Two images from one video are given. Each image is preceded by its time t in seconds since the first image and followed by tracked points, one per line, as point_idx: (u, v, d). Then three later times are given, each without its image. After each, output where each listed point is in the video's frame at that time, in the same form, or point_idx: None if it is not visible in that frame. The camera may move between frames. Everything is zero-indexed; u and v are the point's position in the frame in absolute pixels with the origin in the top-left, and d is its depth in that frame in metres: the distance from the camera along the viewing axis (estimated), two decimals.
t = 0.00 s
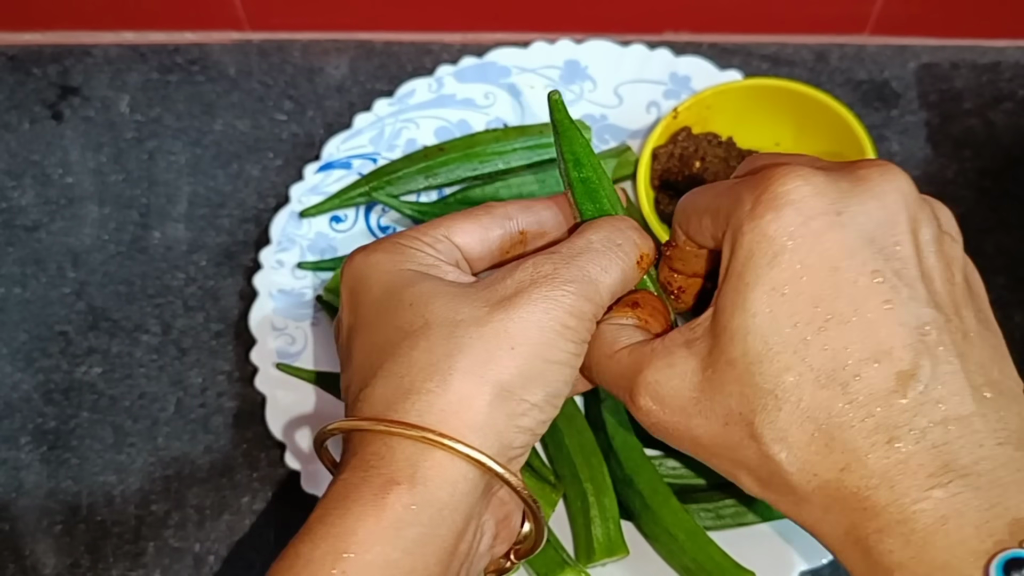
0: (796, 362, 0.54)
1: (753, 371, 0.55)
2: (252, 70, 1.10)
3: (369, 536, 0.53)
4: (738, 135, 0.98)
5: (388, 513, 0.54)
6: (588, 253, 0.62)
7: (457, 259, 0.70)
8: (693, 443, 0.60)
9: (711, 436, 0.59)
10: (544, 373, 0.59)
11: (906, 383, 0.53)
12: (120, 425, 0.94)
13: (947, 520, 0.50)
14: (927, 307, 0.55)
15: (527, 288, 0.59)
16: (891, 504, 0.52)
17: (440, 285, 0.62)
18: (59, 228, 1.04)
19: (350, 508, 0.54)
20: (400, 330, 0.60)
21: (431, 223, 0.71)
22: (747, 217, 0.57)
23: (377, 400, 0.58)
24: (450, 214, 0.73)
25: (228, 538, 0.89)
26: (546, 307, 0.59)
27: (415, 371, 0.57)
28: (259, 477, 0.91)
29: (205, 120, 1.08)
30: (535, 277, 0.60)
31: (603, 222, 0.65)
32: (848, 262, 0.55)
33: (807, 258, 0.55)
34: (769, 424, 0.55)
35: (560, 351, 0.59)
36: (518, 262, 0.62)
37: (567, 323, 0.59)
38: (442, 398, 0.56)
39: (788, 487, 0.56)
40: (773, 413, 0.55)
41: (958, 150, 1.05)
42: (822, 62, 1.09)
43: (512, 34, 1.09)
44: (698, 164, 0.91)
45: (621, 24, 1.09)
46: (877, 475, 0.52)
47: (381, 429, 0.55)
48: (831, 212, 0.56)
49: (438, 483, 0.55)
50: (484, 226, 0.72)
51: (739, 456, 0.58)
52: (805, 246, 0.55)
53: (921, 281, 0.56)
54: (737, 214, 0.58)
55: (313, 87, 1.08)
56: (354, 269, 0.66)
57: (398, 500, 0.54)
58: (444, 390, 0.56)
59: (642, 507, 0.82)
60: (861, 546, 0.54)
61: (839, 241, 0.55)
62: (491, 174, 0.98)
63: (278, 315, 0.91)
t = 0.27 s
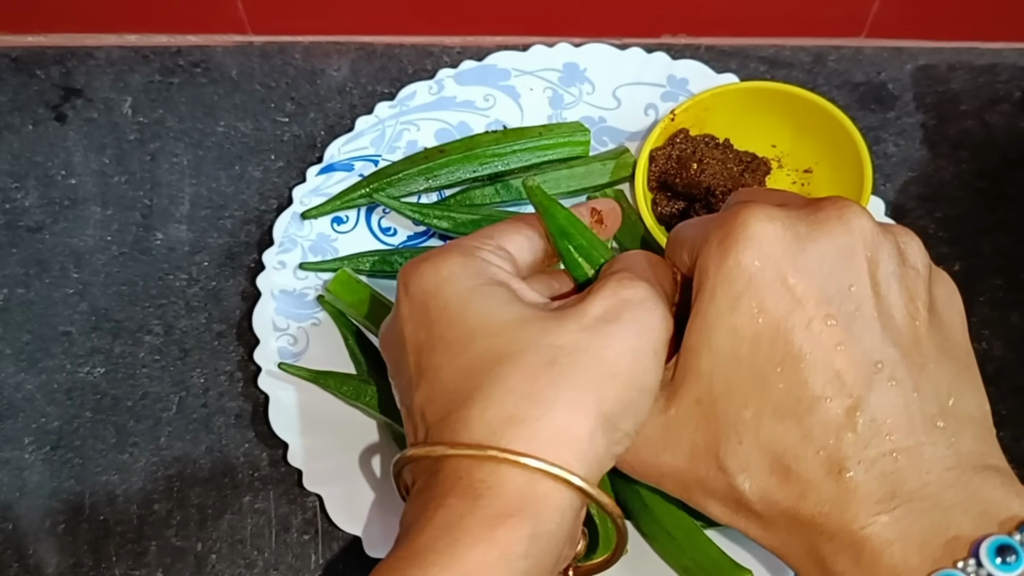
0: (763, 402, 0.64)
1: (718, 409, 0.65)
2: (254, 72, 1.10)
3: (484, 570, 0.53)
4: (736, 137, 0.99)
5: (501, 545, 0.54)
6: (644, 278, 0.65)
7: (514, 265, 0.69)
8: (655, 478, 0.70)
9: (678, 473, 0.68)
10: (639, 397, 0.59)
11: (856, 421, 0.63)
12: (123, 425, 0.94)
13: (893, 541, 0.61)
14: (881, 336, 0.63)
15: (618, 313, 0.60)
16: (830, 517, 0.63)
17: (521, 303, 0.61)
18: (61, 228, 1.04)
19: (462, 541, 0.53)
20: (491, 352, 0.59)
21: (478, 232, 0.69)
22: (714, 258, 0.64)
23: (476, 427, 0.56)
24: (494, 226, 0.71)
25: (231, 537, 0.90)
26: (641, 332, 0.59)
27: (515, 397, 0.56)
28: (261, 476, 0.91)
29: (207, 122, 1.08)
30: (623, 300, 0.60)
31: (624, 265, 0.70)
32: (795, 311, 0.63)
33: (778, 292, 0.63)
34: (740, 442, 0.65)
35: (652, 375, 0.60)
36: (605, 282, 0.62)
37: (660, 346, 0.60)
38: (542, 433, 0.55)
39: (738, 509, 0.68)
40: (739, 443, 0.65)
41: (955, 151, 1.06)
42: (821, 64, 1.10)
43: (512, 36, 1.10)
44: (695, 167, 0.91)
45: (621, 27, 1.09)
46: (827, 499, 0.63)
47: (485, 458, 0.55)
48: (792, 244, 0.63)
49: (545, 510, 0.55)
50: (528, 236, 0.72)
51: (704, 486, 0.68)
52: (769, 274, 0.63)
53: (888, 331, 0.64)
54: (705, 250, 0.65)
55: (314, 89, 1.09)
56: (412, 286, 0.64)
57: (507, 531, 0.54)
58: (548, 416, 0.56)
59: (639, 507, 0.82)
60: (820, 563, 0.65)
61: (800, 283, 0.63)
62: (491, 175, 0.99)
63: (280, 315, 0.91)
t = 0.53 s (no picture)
0: (827, 388, 0.56)
1: (774, 395, 0.57)
2: (250, 70, 1.10)
3: (391, 541, 0.51)
4: (739, 136, 0.98)
5: (410, 519, 0.52)
6: (602, 268, 0.65)
7: (479, 278, 0.70)
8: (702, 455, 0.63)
9: (728, 455, 0.61)
10: (564, 382, 0.58)
11: (924, 410, 0.54)
12: (118, 425, 0.94)
13: (960, 539, 0.51)
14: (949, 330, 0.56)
15: (552, 306, 0.60)
16: (898, 524, 0.53)
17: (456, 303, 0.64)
18: (57, 228, 1.04)
19: (373, 513, 0.52)
20: (425, 347, 0.60)
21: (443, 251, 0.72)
22: (778, 239, 0.58)
23: (400, 409, 0.56)
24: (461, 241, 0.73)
25: (226, 539, 0.89)
26: (567, 321, 0.59)
27: (438, 379, 0.57)
28: (257, 477, 0.91)
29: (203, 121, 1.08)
30: (549, 296, 0.61)
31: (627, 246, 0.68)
32: (864, 293, 0.56)
33: (842, 291, 0.56)
34: (788, 442, 0.57)
35: (576, 362, 0.59)
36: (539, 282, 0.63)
37: (588, 336, 0.60)
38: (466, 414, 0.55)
39: (789, 498, 0.60)
40: (795, 434, 0.57)
41: (958, 150, 1.05)
42: (822, 62, 1.09)
43: (510, 34, 1.09)
44: (698, 165, 0.90)
45: (620, 24, 1.08)
46: (888, 498, 0.54)
47: (403, 433, 0.54)
48: (863, 222, 0.57)
49: (461, 486, 0.53)
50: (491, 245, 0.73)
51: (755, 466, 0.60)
52: (841, 254, 0.56)
53: (944, 313, 0.56)
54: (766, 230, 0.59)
55: (311, 87, 1.08)
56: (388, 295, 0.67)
57: (419, 506, 0.52)
58: (467, 394, 0.56)
59: (641, 508, 0.82)
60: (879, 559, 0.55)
61: (865, 261, 0.56)
62: (491, 174, 0.98)
63: (277, 315, 0.91)
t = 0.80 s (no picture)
0: (755, 433, 0.61)
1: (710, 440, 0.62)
2: (252, 70, 1.10)
3: (457, 480, 0.51)
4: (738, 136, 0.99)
5: (473, 458, 0.52)
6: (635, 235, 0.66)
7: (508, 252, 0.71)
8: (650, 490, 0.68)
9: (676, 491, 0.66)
10: (614, 326, 0.59)
11: (847, 447, 0.59)
12: (120, 425, 0.94)
13: (886, 566, 0.56)
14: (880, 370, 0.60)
15: (580, 257, 0.62)
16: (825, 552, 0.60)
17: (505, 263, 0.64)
18: (59, 228, 1.04)
19: (437, 456, 0.52)
20: (473, 304, 0.61)
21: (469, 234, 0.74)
22: (697, 287, 0.61)
23: (458, 363, 0.57)
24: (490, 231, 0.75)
25: (228, 538, 0.89)
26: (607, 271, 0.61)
27: (492, 334, 0.57)
28: (259, 477, 0.91)
29: (205, 120, 1.08)
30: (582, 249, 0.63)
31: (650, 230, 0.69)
32: (784, 339, 0.60)
33: (808, 305, 0.60)
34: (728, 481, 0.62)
35: (621, 305, 0.60)
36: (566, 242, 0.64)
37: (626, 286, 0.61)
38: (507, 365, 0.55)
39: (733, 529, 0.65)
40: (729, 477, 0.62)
41: (958, 150, 1.05)
42: (822, 62, 1.09)
43: (512, 34, 1.09)
44: (698, 165, 0.90)
45: (621, 24, 1.09)
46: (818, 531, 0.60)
47: (459, 382, 0.54)
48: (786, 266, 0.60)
49: (524, 429, 0.53)
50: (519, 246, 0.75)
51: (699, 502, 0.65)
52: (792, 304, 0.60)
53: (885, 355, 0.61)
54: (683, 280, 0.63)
55: (313, 87, 1.08)
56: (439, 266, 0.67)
57: (482, 447, 0.52)
58: (521, 343, 0.56)
59: (641, 508, 0.81)
60: None
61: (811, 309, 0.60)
62: (491, 174, 0.98)
63: (278, 315, 0.91)
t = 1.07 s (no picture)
0: (931, 334, 0.59)
1: (881, 326, 0.59)
2: (252, 70, 1.10)
3: (326, 543, 0.55)
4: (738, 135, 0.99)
5: (344, 522, 0.56)
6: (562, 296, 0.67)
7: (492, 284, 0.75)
8: (771, 396, 0.64)
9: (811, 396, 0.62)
10: (513, 391, 0.61)
11: (1013, 367, 0.58)
12: (120, 425, 0.94)
13: None
14: (994, 316, 0.60)
15: (504, 314, 0.62)
16: (998, 469, 0.55)
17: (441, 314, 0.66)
18: (59, 228, 1.04)
19: (319, 516, 0.57)
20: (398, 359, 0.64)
21: (465, 256, 0.77)
22: (894, 189, 0.63)
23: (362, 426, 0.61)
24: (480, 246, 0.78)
25: (228, 538, 0.89)
26: (527, 332, 0.62)
27: (396, 392, 0.60)
28: (259, 477, 0.91)
29: (205, 120, 1.08)
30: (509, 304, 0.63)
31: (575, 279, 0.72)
32: (964, 250, 0.61)
33: (912, 278, 0.60)
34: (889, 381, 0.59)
35: (527, 366, 0.61)
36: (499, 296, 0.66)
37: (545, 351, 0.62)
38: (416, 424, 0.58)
39: (863, 441, 0.60)
40: (891, 379, 0.59)
41: (958, 150, 1.05)
42: (822, 62, 1.09)
43: (512, 34, 1.09)
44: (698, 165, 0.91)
45: (621, 24, 1.09)
46: (989, 440, 0.56)
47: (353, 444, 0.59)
48: (956, 215, 0.62)
49: (398, 497, 0.57)
50: (509, 247, 0.78)
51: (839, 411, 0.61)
52: (914, 273, 0.60)
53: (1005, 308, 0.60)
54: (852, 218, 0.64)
55: (312, 87, 1.08)
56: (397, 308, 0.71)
57: (353, 511, 0.56)
58: (412, 405, 0.59)
59: (641, 508, 0.82)
60: (972, 501, 0.55)
61: (932, 251, 0.60)
62: (491, 174, 0.98)
63: (278, 315, 0.91)
